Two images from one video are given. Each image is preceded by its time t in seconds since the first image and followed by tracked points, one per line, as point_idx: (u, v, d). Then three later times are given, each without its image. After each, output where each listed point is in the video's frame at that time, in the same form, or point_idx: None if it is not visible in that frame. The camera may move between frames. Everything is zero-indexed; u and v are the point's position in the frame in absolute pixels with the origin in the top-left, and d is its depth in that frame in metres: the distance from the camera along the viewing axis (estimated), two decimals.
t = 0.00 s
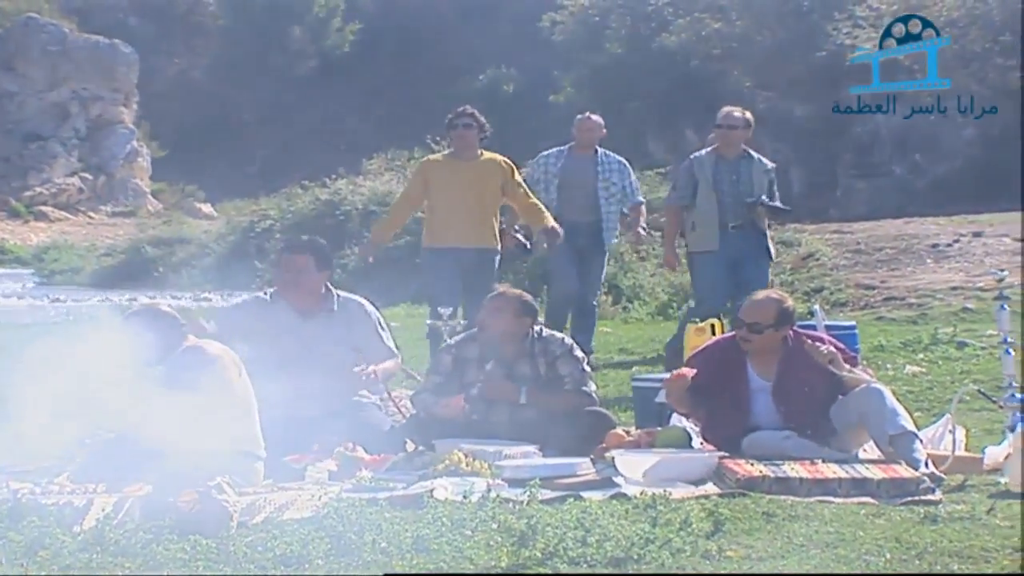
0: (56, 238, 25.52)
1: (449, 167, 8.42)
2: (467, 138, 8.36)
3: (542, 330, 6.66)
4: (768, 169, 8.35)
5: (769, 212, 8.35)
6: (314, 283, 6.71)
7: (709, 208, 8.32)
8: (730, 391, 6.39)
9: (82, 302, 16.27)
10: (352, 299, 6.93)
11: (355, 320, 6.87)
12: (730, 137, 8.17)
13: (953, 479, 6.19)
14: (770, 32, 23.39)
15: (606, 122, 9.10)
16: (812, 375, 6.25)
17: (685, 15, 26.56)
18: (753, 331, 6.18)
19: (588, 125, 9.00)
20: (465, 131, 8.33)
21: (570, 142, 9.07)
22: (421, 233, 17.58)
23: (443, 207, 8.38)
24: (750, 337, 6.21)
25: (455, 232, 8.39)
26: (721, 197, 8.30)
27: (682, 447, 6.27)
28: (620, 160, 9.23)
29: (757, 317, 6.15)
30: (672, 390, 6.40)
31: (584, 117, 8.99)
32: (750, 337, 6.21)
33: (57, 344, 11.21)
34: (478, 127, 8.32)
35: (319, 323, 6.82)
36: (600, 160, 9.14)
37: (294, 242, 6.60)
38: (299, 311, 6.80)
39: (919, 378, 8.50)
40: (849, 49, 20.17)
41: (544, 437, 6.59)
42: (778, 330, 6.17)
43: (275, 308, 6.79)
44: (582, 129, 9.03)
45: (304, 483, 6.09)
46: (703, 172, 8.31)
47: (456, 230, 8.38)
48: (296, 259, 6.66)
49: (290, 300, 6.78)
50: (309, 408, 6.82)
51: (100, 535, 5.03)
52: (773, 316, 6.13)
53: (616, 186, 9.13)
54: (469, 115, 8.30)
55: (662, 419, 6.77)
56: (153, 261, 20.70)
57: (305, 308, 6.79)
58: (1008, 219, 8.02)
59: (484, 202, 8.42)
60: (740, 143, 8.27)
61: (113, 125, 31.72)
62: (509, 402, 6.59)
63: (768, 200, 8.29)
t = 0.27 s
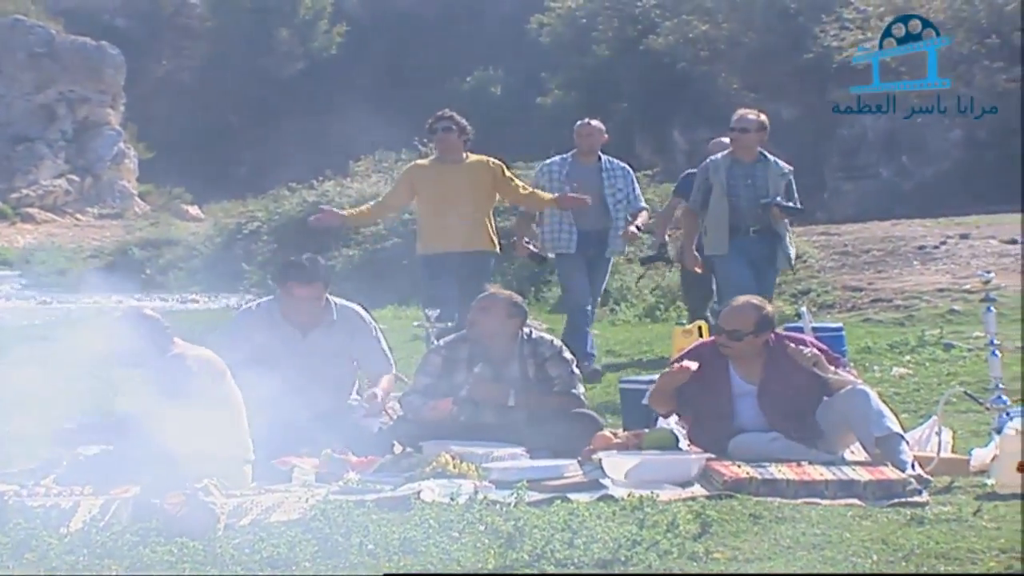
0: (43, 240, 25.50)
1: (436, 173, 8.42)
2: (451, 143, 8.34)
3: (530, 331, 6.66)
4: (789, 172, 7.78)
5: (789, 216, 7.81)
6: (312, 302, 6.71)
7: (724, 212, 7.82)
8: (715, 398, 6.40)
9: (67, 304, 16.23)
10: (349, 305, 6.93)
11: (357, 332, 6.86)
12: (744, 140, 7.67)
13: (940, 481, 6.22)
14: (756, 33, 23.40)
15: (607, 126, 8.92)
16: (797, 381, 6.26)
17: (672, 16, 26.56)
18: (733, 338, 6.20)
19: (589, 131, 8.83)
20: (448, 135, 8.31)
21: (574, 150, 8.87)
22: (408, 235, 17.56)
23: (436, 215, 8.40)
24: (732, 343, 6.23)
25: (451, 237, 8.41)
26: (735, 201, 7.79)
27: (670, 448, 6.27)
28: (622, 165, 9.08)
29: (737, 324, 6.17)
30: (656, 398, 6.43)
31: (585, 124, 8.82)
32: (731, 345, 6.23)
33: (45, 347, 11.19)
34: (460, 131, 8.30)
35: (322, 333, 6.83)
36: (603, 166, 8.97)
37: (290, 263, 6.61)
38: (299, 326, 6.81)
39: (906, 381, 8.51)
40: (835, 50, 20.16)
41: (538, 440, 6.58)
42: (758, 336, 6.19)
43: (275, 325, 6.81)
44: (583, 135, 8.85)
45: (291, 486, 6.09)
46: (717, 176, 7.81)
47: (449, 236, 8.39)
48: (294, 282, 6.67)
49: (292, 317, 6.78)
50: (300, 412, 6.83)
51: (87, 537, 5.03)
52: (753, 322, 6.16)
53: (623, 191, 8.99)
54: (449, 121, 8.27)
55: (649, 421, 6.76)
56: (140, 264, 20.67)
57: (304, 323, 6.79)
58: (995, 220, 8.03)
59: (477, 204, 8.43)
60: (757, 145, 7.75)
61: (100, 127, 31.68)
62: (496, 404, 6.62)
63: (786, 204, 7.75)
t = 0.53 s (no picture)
0: (26, 244, 25.46)
1: (414, 176, 8.63)
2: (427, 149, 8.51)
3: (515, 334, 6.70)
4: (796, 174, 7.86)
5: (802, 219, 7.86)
6: (312, 324, 6.63)
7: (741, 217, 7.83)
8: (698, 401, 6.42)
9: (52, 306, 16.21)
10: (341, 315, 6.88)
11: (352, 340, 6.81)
12: (752, 143, 7.72)
13: (924, 484, 6.25)
14: (740, 36, 23.39)
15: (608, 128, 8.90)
16: (778, 384, 6.29)
17: (657, 19, 26.55)
18: (711, 342, 6.22)
19: (593, 131, 8.79)
20: (422, 141, 8.49)
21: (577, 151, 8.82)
22: (392, 237, 17.56)
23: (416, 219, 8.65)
24: (711, 347, 6.26)
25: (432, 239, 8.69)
26: (753, 204, 7.81)
27: (656, 450, 6.29)
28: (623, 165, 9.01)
29: (715, 328, 6.19)
30: (637, 401, 6.45)
31: (588, 124, 8.78)
32: (710, 348, 6.25)
33: (34, 349, 11.19)
34: (433, 136, 8.45)
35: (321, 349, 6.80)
36: (605, 167, 8.91)
37: (292, 285, 6.50)
38: (299, 344, 6.74)
39: (891, 383, 8.51)
40: (819, 52, 20.15)
41: (521, 443, 6.60)
42: (736, 340, 6.21)
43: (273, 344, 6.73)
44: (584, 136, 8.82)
45: (276, 489, 6.09)
46: (731, 180, 7.83)
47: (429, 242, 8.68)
48: (296, 306, 6.58)
49: (291, 335, 6.70)
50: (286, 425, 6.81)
51: (71, 540, 5.02)
52: (731, 325, 6.18)
53: (624, 193, 8.93)
54: (422, 129, 8.43)
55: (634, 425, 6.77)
56: (126, 268, 20.67)
57: (303, 341, 6.72)
58: (979, 224, 8.03)
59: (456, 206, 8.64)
60: (765, 148, 7.81)
61: (85, 130, 31.63)
62: (482, 407, 6.62)
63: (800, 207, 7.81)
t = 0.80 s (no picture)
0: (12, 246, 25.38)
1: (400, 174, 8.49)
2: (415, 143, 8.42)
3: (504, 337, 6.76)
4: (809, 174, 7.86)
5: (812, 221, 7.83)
6: (311, 343, 6.58)
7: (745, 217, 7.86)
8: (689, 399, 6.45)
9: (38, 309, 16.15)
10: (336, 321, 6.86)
11: (345, 351, 6.78)
12: (759, 142, 7.75)
13: (910, 485, 6.27)
14: (728, 38, 23.41)
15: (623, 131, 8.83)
16: (764, 386, 6.29)
17: (644, 21, 26.56)
18: (693, 344, 6.22)
19: (604, 135, 8.73)
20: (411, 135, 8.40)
21: (586, 155, 8.76)
22: (379, 239, 17.53)
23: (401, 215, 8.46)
24: (695, 348, 6.25)
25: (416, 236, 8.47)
26: (756, 206, 7.84)
27: (643, 452, 6.31)
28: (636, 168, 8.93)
29: (696, 330, 6.19)
30: (626, 397, 6.48)
31: (598, 127, 8.71)
32: (693, 350, 6.25)
33: (18, 352, 11.15)
34: (423, 130, 8.38)
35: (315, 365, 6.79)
36: (617, 171, 8.84)
37: (296, 304, 6.46)
38: (296, 359, 6.70)
39: (877, 384, 8.50)
40: (805, 57, 20.17)
41: (502, 445, 6.62)
42: (720, 342, 6.21)
43: (275, 359, 6.70)
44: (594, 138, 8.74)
45: (261, 491, 6.08)
46: (737, 181, 7.88)
47: (421, 239, 8.47)
48: (294, 327, 6.55)
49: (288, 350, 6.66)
50: (278, 429, 6.79)
51: (56, 543, 5.00)
52: (713, 328, 6.17)
53: (634, 198, 8.84)
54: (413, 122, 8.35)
55: (620, 428, 6.78)
56: (112, 270, 20.59)
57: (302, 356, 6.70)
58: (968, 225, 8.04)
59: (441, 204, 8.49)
60: (774, 149, 7.83)
61: (71, 132, 31.53)
62: (468, 411, 6.64)
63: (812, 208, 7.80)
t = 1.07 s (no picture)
0: None
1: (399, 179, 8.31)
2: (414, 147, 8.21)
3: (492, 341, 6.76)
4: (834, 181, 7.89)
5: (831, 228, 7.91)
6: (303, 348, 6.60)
7: (759, 220, 8.00)
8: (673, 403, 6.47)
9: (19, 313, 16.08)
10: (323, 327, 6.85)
11: (341, 365, 6.83)
12: (787, 147, 7.82)
13: (893, 487, 6.28)
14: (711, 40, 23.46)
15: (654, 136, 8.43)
16: (746, 386, 6.33)
17: (626, 23, 26.59)
18: (674, 344, 6.24)
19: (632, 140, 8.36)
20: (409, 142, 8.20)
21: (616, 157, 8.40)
22: (362, 242, 17.50)
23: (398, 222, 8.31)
24: (676, 349, 6.27)
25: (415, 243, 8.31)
26: (773, 209, 7.96)
27: (627, 453, 6.35)
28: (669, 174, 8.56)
29: (678, 330, 6.21)
30: (609, 403, 6.48)
31: (623, 132, 8.35)
32: (675, 351, 6.26)
33: None
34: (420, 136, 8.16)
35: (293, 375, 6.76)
36: (645, 176, 8.48)
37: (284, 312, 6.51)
38: (282, 366, 6.68)
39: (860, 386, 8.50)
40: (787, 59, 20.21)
41: (480, 443, 6.65)
42: (703, 343, 6.23)
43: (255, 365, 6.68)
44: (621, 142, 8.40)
45: (244, 493, 6.08)
46: (756, 182, 7.98)
47: (413, 246, 8.31)
48: (282, 336, 6.52)
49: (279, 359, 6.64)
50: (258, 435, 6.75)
51: (39, 545, 5.00)
52: (696, 328, 6.19)
53: (663, 205, 8.48)
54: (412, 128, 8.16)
55: (601, 428, 6.79)
56: (94, 273, 20.51)
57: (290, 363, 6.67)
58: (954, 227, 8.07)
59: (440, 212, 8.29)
60: (801, 153, 7.86)
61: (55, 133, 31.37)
62: (452, 414, 6.65)
63: (825, 216, 7.85)
